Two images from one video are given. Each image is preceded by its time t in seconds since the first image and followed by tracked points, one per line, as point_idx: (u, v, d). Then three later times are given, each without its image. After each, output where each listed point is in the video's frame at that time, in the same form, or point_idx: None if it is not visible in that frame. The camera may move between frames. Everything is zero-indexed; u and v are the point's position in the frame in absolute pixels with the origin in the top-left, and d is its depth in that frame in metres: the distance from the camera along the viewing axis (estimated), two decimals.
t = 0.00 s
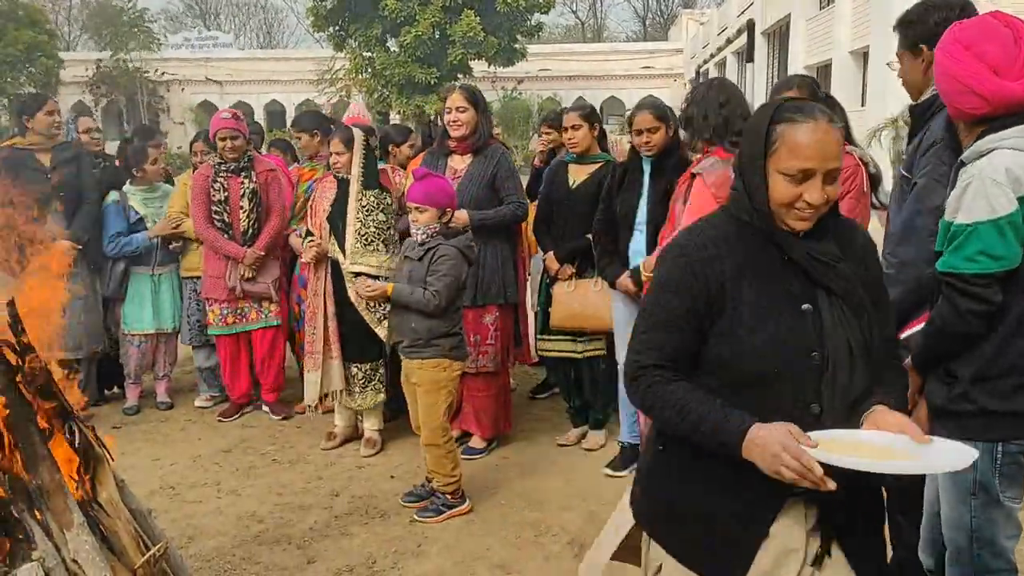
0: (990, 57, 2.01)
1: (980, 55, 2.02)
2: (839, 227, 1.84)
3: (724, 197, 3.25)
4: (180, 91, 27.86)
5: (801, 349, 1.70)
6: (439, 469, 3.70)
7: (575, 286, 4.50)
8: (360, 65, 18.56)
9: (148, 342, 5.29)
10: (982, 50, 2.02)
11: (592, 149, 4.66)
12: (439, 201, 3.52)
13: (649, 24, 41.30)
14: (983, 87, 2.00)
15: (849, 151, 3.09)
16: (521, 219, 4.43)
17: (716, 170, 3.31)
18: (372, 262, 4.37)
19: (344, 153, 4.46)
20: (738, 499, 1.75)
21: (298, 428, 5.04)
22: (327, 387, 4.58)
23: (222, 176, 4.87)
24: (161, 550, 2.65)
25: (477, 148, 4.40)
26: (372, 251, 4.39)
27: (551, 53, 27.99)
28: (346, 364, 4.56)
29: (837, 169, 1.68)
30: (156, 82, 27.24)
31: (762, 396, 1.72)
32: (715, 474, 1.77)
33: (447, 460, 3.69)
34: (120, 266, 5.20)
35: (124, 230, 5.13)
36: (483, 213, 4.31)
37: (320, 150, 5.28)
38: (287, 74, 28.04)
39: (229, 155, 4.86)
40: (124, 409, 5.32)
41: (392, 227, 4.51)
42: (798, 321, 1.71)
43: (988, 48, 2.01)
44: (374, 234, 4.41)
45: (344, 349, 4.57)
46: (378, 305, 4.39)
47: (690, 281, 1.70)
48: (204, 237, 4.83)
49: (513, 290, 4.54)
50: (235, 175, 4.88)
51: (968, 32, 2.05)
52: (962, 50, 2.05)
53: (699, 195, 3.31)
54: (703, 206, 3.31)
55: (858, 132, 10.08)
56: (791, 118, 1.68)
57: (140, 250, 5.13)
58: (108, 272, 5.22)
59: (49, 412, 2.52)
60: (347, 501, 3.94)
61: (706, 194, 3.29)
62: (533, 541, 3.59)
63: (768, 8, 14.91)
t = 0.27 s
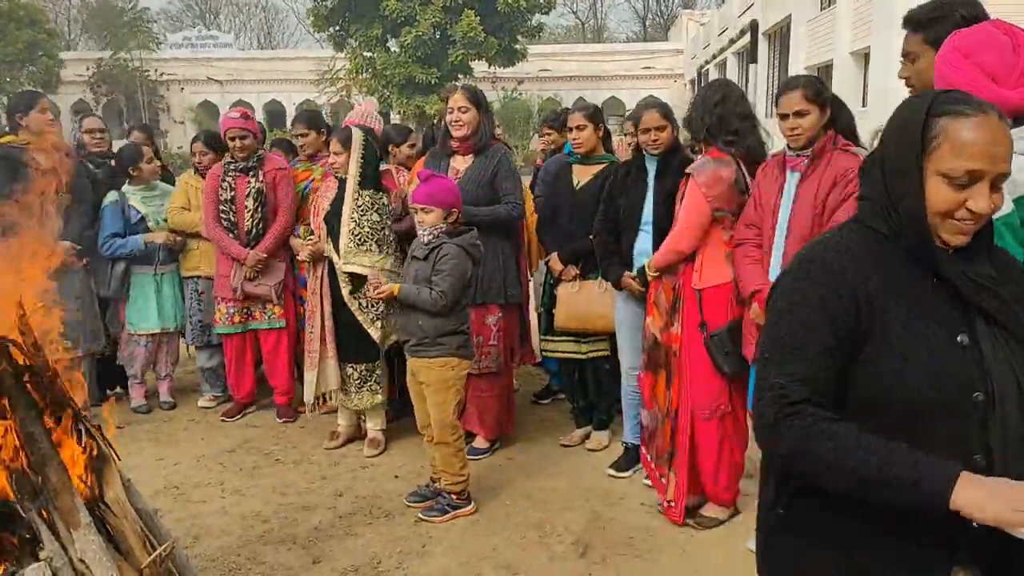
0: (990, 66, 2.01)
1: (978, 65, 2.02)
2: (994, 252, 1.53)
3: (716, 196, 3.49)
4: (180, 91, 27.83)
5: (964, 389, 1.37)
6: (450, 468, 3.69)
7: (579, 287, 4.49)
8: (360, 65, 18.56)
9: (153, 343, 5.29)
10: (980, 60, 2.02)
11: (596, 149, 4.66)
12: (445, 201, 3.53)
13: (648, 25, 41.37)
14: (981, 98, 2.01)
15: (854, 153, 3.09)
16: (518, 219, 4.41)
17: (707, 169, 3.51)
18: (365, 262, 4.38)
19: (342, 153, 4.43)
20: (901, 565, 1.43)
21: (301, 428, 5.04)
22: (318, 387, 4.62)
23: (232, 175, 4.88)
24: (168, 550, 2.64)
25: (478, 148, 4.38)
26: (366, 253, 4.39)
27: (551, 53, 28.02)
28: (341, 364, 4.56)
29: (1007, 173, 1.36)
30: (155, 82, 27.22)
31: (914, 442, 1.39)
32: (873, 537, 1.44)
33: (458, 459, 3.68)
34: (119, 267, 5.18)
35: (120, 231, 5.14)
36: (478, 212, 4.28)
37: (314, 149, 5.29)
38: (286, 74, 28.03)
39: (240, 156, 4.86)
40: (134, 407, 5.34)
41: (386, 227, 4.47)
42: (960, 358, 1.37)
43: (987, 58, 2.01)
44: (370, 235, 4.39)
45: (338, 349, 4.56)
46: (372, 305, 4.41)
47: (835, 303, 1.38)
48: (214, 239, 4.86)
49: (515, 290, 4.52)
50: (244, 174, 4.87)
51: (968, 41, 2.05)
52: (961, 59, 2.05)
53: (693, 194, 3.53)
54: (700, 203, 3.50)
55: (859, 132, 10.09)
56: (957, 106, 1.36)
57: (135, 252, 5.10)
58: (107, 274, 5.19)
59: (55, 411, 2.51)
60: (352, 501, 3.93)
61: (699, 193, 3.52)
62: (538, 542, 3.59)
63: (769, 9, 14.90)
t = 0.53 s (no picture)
0: (1004, 66, 2.00)
1: (993, 65, 2.01)
2: None
3: (714, 195, 3.49)
4: (180, 90, 27.81)
5: None
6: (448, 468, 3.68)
7: (581, 286, 4.49)
8: (361, 65, 18.56)
9: (156, 341, 5.28)
10: (994, 60, 2.01)
11: (600, 148, 4.64)
12: (444, 202, 3.51)
13: (648, 25, 41.39)
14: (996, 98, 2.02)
15: (858, 151, 3.08)
16: (515, 217, 4.34)
17: (703, 171, 3.50)
18: (359, 261, 4.37)
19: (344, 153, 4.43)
20: None
21: (303, 427, 5.02)
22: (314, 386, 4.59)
23: (241, 174, 4.89)
24: (171, 549, 2.62)
25: (479, 147, 4.37)
26: (361, 251, 4.37)
27: (551, 53, 28.02)
28: (337, 362, 4.54)
29: None
30: (155, 81, 27.20)
31: None
32: (1021, 528, 1.26)
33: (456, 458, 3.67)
34: (122, 266, 5.16)
35: (121, 231, 5.10)
36: (477, 212, 4.29)
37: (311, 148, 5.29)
38: (286, 74, 28.03)
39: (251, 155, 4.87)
40: (135, 406, 5.31)
41: (383, 226, 4.44)
42: None
43: (1001, 57, 2.00)
44: (366, 234, 4.38)
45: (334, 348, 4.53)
46: (367, 304, 4.39)
47: None
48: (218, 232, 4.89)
49: (512, 289, 4.47)
50: (253, 174, 4.86)
51: (979, 40, 2.03)
52: (973, 59, 2.03)
53: (694, 195, 3.53)
54: (699, 204, 3.51)
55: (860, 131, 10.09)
56: None
57: (137, 251, 5.08)
58: (109, 274, 5.18)
59: (59, 411, 2.49)
60: (354, 500, 3.92)
61: (700, 193, 3.51)
62: (541, 541, 3.58)
63: (770, 9, 14.90)
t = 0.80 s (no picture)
0: None
1: None
2: None
3: (732, 196, 3.45)
4: (202, 92, 28.04)
5: None
6: (429, 479, 3.56)
7: (598, 288, 4.47)
8: (380, 66, 18.62)
9: (177, 343, 5.32)
10: None
11: (616, 150, 4.63)
12: (448, 207, 3.44)
13: (669, 26, 41.25)
14: None
15: (880, 153, 3.04)
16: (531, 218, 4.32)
17: (720, 171, 3.47)
18: (365, 261, 4.37)
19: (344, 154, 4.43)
20: None
21: (321, 428, 5.04)
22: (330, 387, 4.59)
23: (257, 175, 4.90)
24: (188, 549, 2.63)
25: (495, 148, 4.36)
26: (369, 251, 4.37)
27: (570, 54, 27.98)
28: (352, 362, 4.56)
29: None
30: (177, 83, 27.44)
31: None
32: None
33: (435, 472, 3.54)
34: (143, 268, 5.22)
35: (141, 233, 5.14)
36: (489, 211, 4.27)
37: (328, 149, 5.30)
38: (307, 76, 28.18)
39: (267, 154, 4.87)
40: (154, 406, 5.35)
41: (393, 229, 4.42)
42: None
43: None
44: (374, 236, 4.37)
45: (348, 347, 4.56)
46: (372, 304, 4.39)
47: None
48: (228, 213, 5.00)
49: (528, 291, 4.44)
50: (269, 175, 4.87)
51: (1017, 36, 2.03)
52: (1014, 53, 2.02)
53: (710, 196, 3.50)
54: (717, 206, 3.48)
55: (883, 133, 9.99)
56: None
57: (158, 252, 5.12)
58: (131, 277, 5.24)
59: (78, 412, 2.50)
60: (371, 502, 3.93)
61: (716, 195, 3.48)
62: (557, 544, 3.56)
63: (791, 9, 14.79)
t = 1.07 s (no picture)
0: None
1: None
2: None
3: (757, 202, 3.42)
4: (233, 96, 28.37)
5: None
6: (443, 491, 3.56)
7: (621, 294, 4.46)
8: (408, 70, 18.71)
9: (202, 346, 5.38)
10: None
11: (641, 155, 4.61)
12: (453, 210, 3.43)
13: (698, 29, 41.03)
14: None
15: (907, 159, 2.99)
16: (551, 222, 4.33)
17: (747, 175, 3.44)
18: (385, 258, 4.37)
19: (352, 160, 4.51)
20: None
21: (344, 431, 5.07)
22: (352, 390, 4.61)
23: (279, 179, 4.99)
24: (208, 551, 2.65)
25: (517, 152, 4.38)
26: (389, 249, 4.39)
27: (598, 58, 27.92)
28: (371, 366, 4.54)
29: None
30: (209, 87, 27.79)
31: None
32: None
33: (449, 481, 3.55)
34: (168, 272, 5.29)
35: (168, 237, 5.23)
36: (509, 216, 4.27)
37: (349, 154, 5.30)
38: (336, 80, 28.41)
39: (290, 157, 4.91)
40: (181, 408, 5.43)
41: (417, 230, 4.48)
42: None
43: None
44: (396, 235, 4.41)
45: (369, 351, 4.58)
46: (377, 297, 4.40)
47: None
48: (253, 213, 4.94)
49: (549, 296, 4.44)
50: (290, 178, 4.97)
51: None
52: None
53: (736, 201, 3.47)
54: (743, 213, 3.45)
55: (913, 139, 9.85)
56: None
57: (184, 256, 5.22)
58: (157, 280, 5.32)
59: (103, 414, 2.58)
60: (392, 506, 3.95)
61: (743, 200, 3.45)
62: (578, 552, 3.55)
63: (821, 13, 14.64)
